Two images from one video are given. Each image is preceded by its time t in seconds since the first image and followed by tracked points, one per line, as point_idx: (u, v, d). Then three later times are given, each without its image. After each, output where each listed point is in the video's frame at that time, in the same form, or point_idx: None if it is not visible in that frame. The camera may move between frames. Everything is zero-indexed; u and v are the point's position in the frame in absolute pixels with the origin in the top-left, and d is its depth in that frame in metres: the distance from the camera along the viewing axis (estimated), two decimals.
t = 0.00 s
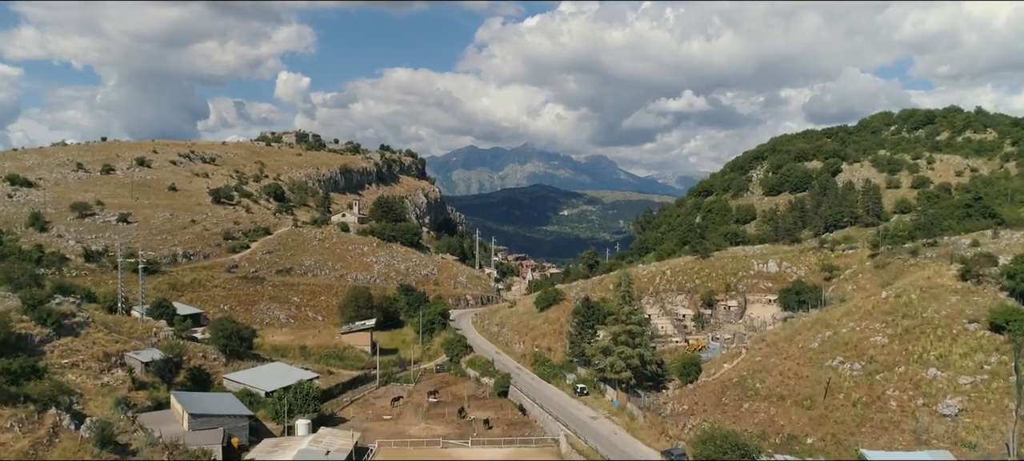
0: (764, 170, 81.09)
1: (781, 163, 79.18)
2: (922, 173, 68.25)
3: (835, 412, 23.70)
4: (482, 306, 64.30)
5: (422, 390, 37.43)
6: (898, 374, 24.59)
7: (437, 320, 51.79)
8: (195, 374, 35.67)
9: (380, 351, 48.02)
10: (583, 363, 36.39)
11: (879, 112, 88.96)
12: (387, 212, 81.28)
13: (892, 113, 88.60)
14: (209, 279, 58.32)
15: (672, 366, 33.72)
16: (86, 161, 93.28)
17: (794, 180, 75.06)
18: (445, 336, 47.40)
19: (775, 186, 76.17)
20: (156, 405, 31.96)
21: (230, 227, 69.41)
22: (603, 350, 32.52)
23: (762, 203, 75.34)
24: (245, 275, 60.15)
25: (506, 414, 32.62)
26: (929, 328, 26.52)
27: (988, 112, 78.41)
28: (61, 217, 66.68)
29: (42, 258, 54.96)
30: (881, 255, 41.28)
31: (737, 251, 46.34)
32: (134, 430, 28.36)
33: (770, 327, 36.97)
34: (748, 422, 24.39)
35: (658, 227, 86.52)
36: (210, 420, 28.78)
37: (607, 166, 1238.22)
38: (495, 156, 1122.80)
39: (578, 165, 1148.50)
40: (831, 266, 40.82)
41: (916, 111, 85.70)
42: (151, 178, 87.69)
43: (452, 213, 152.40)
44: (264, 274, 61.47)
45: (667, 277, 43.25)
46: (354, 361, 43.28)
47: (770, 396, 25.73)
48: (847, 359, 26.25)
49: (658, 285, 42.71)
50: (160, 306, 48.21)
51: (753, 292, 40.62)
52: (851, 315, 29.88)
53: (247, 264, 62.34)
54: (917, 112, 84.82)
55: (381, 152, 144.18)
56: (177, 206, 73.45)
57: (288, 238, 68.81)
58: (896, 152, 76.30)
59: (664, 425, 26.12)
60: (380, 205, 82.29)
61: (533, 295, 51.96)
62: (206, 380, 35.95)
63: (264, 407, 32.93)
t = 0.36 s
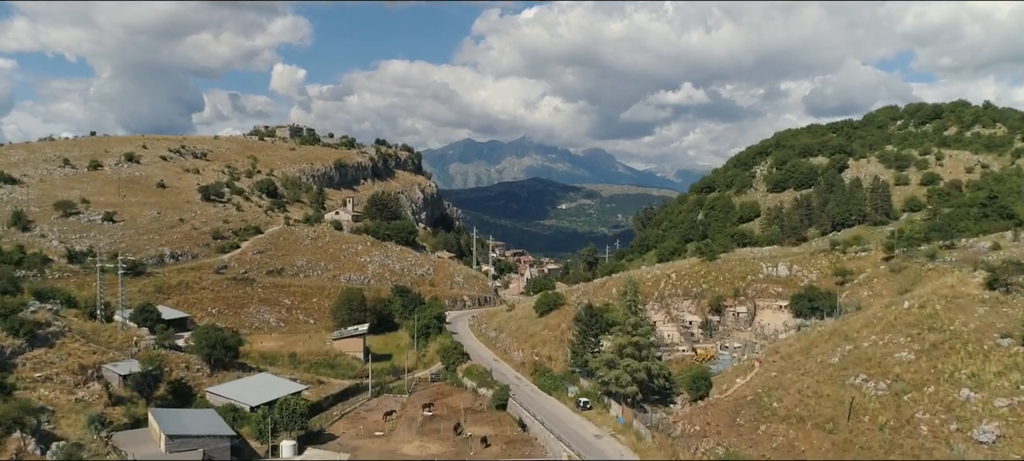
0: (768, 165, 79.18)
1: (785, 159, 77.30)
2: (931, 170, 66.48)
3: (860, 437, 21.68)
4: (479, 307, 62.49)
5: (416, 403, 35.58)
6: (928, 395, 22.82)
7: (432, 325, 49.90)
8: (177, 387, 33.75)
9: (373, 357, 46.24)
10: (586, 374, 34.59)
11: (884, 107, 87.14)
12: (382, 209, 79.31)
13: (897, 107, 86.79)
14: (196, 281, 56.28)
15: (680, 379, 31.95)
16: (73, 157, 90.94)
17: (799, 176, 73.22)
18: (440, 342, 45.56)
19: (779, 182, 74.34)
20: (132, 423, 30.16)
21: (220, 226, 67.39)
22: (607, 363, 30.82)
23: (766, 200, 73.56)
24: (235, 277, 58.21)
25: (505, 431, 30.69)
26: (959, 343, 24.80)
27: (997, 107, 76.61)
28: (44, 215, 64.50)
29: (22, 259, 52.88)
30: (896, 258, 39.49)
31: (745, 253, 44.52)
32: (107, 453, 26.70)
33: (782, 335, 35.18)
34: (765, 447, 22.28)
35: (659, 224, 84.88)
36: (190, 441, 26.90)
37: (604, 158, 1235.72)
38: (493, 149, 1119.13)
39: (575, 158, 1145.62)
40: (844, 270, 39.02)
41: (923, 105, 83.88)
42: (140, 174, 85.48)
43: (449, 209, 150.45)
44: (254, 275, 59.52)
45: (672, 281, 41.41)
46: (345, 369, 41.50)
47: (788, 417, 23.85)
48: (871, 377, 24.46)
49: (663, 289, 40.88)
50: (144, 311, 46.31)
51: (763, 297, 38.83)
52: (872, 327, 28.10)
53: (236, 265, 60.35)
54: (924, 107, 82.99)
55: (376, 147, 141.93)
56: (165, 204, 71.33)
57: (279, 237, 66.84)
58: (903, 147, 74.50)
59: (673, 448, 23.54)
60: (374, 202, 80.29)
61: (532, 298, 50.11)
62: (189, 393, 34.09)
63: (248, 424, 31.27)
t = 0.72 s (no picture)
0: (772, 161, 77.38)
1: (790, 155, 75.43)
2: (940, 166, 64.75)
3: None
4: (476, 309, 60.73)
5: (409, 417, 33.74)
6: (963, 421, 21.05)
7: (428, 329, 47.80)
8: (155, 403, 32.25)
9: (366, 365, 44.43)
10: (588, 387, 32.79)
11: (890, 101, 85.43)
12: (376, 207, 77.37)
13: (903, 102, 85.07)
14: (183, 284, 54.38)
15: (690, 394, 30.16)
16: (59, 153, 88.65)
17: (803, 173, 71.49)
18: (436, 349, 43.76)
19: (784, 178, 72.55)
20: (107, 443, 28.21)
21: (209, 225, 65.35)
22: (612, 378, 29.05)
23: (770, 198, 71.82)
24: (223, 279, 56.30)
25: (503, 449, 28.69)
26: (993, 362, 23.09)
27: (1006, 101, 74.91)
28: (26, 214, 62.33)
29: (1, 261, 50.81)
30: (913, 263, 37.78)
31: (753, 256, 42.74)
32: None
33: (795, 345, 33.42)
34: None
35: (661, 221, 83.34)
36: None
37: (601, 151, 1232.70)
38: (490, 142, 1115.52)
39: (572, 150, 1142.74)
40: (858, 275, 37.29)
41: (930, 99, 82.16)
42: (128, 171, 83.28)
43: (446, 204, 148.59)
44: (244, 277, 57.60)
45: (678, 286, 39.58)
46: (336, 379, 39.68)
47: (810, 442, 21.90)
48: (898, 399, 22.70)
49: (669, 294, 39.06)
50: (127, 317, 44.59)
51: (773, 304, 37.06)
52: (895, 342, 26.35)
53: (225, 266, 58.37)
54: (932, 101, 81.27)
55: (371, 141, 139.76)
56: (153, 203, 69.22)
57: (270, 237, 64.90)
58: (910, 143, 72.78)
59: None
60: (368, 200, 78.33)
61: (531, 302, 48.31)
62: (167, 409, 32.58)
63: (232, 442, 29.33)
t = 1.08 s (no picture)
0: (776, 157, 75.65)
1: (795, 150, 73.65)
2: (950, 163, 63.05)
3: None
4: (473, 312, 59.02)
5: (403, 434, 31.93)
6: (1003, 451, 19.38)
7: (423, 335, 45.88)
8: (133, 422, 30.23)
9: (359, 373, 42.67)
10: (592, 402, 31.07)
11: (896, 95, 83.82)
12: (370, 205, 75.44)
13: (909, 96, 83.44)
14: (169, 287, 52.46)
15: (700, 412, 28.50)
16: (45, 149, 86.33)
17: (809, 169, 69.79)
18: (431, 357, 42.03)
19: (788, 175, 70.85)
20: None
21: (197, 224, 63.38)
22: (618, 397, 27.31)
23: (775, 195, 70.26)
24: (211, 282, 54.39)
25: None
26: None
27: (1016, 95, 73.25)
28: (8, 214, 60.17)
29: None
30: (931, 268, 36.06)
31: (762, 261, 41.00)
32: None
33: (809, 357, 31.69)
34: None
35: (662, 218, 82.04)
36: None
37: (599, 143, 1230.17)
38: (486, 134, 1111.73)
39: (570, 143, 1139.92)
40: (874, 281, 35.62)
41: (937, 93, 80.51)
42: (115, 168, 81.11)
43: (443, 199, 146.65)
44: (233, 280, 55.68)
45: (684, 292, 37.83)
46: (327, 391, 37.89)
47: None
48: (930, 426, 21.01)
49: (675, 301, 37.33)
50: (109, 323, 42.84)
51: (785, 312, 35.37)
52: (921, 360, 24.87)
53: (213, 268, 56.42)
54: (938, 95, 79.62)
55: (367, 135, 137.60)
56: (140, 202, 67.13)
57: (261, 237, 62.97)
58: (918, 138, 71.10)
59: None
60: (363, 197, 76.39)
61: (530, 306, 46.51)
62: (147, 428, 30.58)
63: None
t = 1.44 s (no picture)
0: (781, 153, 73.91)
1: (800, 146, 71.89)
2: (960, 160, 61.36)
3: None
4: (470, 314, 57.31)
5: (397, 451, 30.23)
6: None
7: (418, 342, 44.12)
8: (109, 442, 28.10)
9: (351, 383, 40.92)
10: (596, 419, 29.40)
11: (903, 89, 82.17)
12: (364, 204, 73.59)
13: (916, 90, 81.79)
14: (155, 291, 50.52)
15: (712, 431, 26.74)
16: (30, 145, 84.05)
17: (814, 166, 68.09)
18: (427, 367, 40.30)
19: (793, 172, 69.17)
20: None
21: (185, 225, 61.42)
22: (625, 418, 25.56)
23: (779, 192, 68.76)
24: (199, 285, 52.47)
25: None
26: None
27: None
28: None
29: None
30: (950, 275, 34.42)
31: (771, 265, 39.34)
32: None
33: (825, 370, 29.96)
34: None
35: (663, 215, 80.71)
36: None
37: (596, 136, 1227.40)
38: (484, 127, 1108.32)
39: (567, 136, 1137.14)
40: (891, 289, 33.97)
41: (944, 88, 78.84)
42: (102, 165, 78.96)
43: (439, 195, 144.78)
44: (221, 283, 53.73)
45: (692, 299, 36.08)
46: (317, 403, 36.20)
47: None
48: (967, 457, 19.28)
49: (681, 308, 35.66)
50: (90, 332, 41.26)
51: (798, 322, 33.70)
52: (952, 381, 23.43)
53: (201, 270, 54.52)
54: (946, 90, 77.93)
55: (362, 130, 135.47)
56: (126, 201, 65.06)
57: (251, 237, 61.02)
58: (926, 133, 69.41)
59: None
60: (357, 195, 74.54)
61: (529, 312, 44.75)
62: (123, 448, 28.41)
63: None
